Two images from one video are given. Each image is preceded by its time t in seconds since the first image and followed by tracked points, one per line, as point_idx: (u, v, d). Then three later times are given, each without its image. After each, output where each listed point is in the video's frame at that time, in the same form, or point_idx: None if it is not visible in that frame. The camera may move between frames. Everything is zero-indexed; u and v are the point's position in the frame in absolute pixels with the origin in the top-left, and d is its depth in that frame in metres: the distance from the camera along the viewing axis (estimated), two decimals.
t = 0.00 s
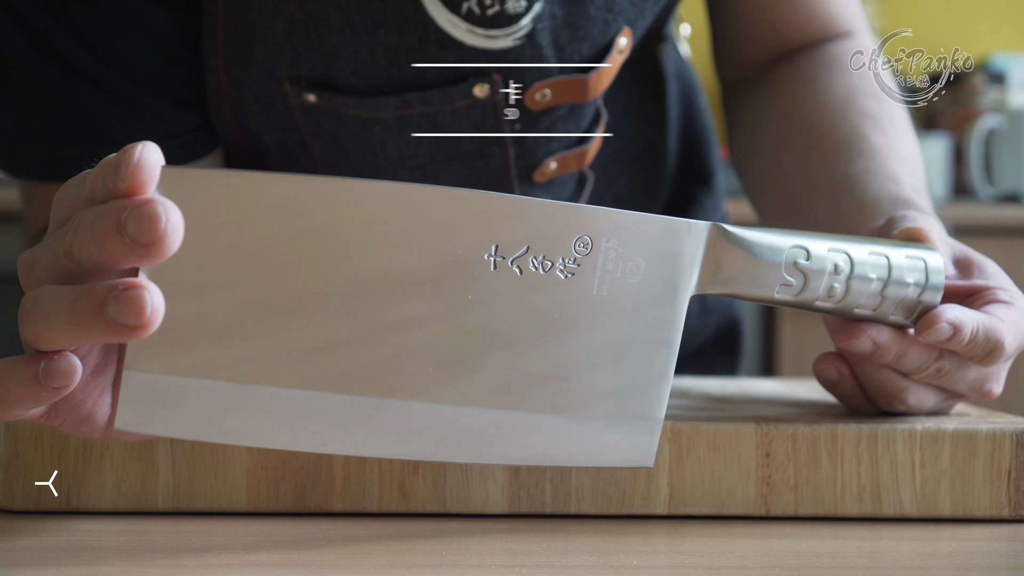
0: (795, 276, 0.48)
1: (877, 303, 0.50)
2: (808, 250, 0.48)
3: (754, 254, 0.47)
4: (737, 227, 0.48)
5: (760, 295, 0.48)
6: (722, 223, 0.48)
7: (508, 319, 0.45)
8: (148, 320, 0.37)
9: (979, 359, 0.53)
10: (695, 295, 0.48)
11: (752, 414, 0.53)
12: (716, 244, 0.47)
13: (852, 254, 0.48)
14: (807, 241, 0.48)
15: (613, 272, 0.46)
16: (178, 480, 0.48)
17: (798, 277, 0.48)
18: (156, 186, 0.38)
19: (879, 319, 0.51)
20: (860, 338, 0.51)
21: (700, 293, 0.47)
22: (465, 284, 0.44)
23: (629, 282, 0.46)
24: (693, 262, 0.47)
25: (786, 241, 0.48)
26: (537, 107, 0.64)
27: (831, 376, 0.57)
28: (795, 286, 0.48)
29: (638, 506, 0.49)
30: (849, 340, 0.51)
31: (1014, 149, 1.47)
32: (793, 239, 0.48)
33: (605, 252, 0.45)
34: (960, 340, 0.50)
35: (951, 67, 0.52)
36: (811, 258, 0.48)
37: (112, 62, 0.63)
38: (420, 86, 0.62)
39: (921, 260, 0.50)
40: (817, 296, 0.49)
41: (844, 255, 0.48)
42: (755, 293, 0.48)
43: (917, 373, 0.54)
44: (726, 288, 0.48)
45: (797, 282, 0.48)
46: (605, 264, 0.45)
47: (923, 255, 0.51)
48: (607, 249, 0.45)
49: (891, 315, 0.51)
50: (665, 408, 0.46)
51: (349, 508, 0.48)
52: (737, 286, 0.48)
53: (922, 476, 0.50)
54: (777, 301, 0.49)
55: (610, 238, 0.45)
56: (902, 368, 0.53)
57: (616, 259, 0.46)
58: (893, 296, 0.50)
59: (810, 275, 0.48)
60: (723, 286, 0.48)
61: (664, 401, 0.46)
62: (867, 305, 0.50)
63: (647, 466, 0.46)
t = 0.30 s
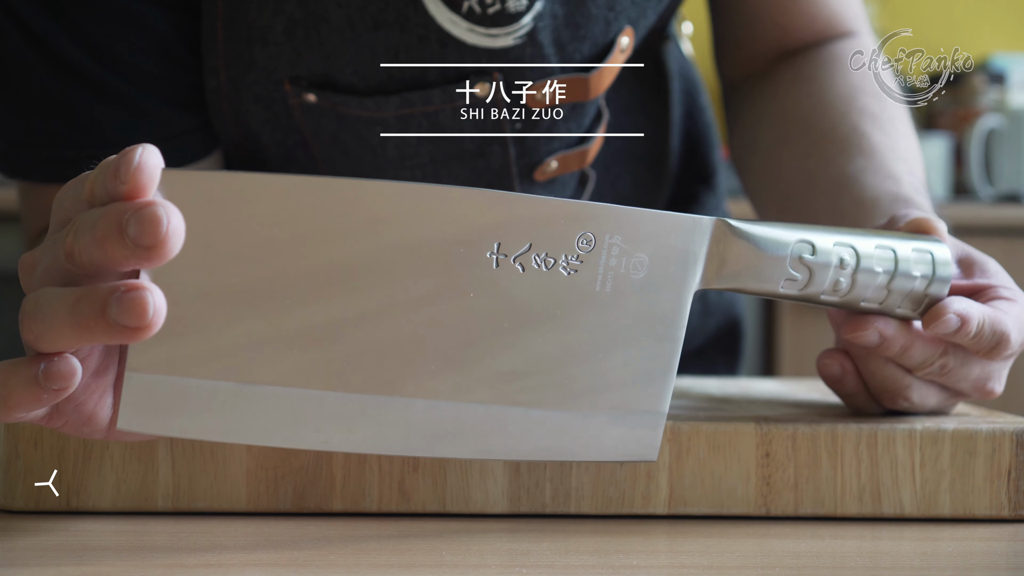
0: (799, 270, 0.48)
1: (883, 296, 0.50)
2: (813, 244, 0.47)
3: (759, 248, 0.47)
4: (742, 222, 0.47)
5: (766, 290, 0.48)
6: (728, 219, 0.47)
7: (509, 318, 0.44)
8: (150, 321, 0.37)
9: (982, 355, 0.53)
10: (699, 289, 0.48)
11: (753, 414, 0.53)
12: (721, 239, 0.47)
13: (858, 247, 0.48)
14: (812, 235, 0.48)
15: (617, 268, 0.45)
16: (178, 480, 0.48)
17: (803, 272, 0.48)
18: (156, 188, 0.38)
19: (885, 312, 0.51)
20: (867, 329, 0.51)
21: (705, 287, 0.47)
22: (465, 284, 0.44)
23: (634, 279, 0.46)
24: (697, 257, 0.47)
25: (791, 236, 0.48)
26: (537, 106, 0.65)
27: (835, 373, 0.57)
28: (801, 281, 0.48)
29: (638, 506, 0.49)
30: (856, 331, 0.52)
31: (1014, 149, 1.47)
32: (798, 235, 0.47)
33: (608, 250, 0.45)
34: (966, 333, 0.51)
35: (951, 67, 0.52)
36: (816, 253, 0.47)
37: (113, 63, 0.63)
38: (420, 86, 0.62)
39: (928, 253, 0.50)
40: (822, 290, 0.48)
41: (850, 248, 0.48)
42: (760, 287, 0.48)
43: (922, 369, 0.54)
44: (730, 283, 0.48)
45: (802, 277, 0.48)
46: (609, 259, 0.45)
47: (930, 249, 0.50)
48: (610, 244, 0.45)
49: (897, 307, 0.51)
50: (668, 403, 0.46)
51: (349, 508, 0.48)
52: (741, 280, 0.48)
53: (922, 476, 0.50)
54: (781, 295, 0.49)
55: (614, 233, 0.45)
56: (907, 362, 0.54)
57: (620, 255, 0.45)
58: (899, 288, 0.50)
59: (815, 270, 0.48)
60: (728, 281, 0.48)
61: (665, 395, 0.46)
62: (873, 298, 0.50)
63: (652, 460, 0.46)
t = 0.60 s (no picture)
0: (802, 266, 0.47)
1: (894, 291, 0.49)
2: (817, 239, 0.47)
3: (760, 243, 0.47)
4: (743, 217, 0.47)
5: (768, 288, 0.48)
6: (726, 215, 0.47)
7: (508, 318, 0.44)
8: (130, 325, 0.37)
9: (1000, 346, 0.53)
10: (699, 287, 0.47)
11: (752, 414, 0.53)
12: (719, 236, 0.47)
13: (863, 242, 0.48)
14: (816, 230, 0.47)
15: (609, 266, 0.45)
16: (178, 480, 0.48)
17: (806, 268, 0.47)
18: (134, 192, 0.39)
19: (899, 307, 0.51)
20: (882, 326, 0.51)
21: (705, 286, 0.47)
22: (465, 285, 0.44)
23: (627, 277, 0.46)
24: (695, 254, 0.47)
25: (794, 231, 0.47)
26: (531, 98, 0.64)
27: (853, 375, 0.55)
28: (804, 277, 0.47)
29: (638, 506, 0.49)
30: (872, 329, 0.51)
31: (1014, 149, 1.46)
32: (802, 230, 0.47)
33: (601, 246, 0.45)
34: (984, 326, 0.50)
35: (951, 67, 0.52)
36: (819, 248, 0.47)
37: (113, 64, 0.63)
38: (414, 78, 0.62)
39: (942, 247, 0.49)
40: (827, 286, 0.48)
41: (856, 243, 0.47)
42: (763, 284, 0.48)
43: (941, 364, 0.54)
44: (733, 279, 0.47)
45: (805, 273, 0.47)
46: (600, 258, 0.45)
47: (943, 242, 0.49)
48: (603, 242, 0.45)
49: (912, 303, 0.50)
50: (671, 403, 0.45)
51: (349, 508, 0.48)
52: (742, 277, 0.47)
53: (922, 475, 0.50)
54: (785, 291, 0.48)
55: (606, 232, 0.45)
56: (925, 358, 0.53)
57: (612, 253, 0.45)
58: (909, 282, 0.49)
59: (820, 265, 0.47)
60: (729, 278, 0.47)
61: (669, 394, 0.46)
62: (883, 294, 0.49)
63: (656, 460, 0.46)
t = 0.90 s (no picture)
0: (810, 274, 0.45)
1: (907, 300, 0.47)
2: (825, 246, 0.45)
3: (766, 248, 0.45)
4: (750, 223, 0.46)
5: (775, 295, 0.46)
6: (732, 219, 0.46)
7: (508, 319, 0.45)
8: (128, 315, 0.39)
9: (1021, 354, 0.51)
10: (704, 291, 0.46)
11: (753, 414, 0.53)
12: (725, 240, 0.46)
13: (874, 249, 0.45)
14: (825, 236, 0.45)
15: (611, 268, 0.45)
16: (179, 480, 0.48)
17: (814, 275, 0.45)
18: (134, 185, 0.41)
19: (912, 317, 0.49)
20: (893, 338, 0.50)
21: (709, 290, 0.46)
22: (464, 285, 0.44)
23: (627, 278, 0.45)
24: (702, 259, 0.46)
25: (803, 237, 0.45)
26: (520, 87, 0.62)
27: (866, 379, 0.54)
28: (812, 284, 0.46)
29: (638, 506, 0.49)
30: (884, 339, 0.50)
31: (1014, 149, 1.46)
32: (811, 236, 0.45)
33: (604, 248, 0.45)
34: (1002, 337, 0.49)
35: (949, 66, 0.54)
36: (827, 255, 0.45)
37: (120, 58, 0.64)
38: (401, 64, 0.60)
39: (957, 257, 0.47)
40: (835, 294, 0.46)
41: (866, 250, 0.45)
42: (770, 292, 0.46)
43: (959, 373, 0.52)
44: (738, 285, 0.46)
45: (812, 280, 0.45)
46: (603, 259, 0.45)
47: (959, 252, 0.47)
48: (605, 244, 0.45)
49: (925, 312, 0.48)
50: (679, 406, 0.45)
51: (349, 508, 0.48)
52: (747, 282, 0.46)
53: (922, 475, 0.50)
54: (793, 299, 0.47)
55: (608, 233, 0.45)
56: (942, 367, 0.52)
57: (614, 256, 0.45)
58: (923, 292, 0.47)
59: (828, 273, 0.45)
60: (735, 283, 0.46)
61: (671, 395, 0.45)
62: (894, 303, 0.47)
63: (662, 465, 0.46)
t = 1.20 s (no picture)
0: (818, 273, 0.44)
1: (921, 299, 0.46)
2: (834, 245, 0.44)
3: (774, 248, 0.45)
4: (757, 221, 0.45)
5: (781, 294, 0.45)
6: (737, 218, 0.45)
7: (508, 319, 0.45)
8: (129, 313, 0.40)
9: None
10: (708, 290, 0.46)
11: (753, 414, 0.53)
12: (732, 239, 0.45)
13: (886, 248, 0.44)
14: (834, 235, 0.44)
15: (614, 267, 0.45)
16: (179, 480, 0.48)
17: (822, 275, 0.44)
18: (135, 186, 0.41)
19: (928, 316, 0.47)
20: (912, 337, 0.48)
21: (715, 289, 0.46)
22: (465, 284, 0.44)
23: (629, 278, 0.45)
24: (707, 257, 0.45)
25: (810, 236, 0.45)
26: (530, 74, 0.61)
27: (886, 381, 0.53)
28: (820, 283, 0.45)
29: (638, 506, 0.49)
30: (902, 339, 0.48)
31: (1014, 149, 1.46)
32: (819, 235, 0.44)
33: (607, 249, 0.45)
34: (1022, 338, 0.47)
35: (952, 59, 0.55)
36: (836, 255, 0.44)
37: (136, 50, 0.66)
38: (410, 49, 0.60)
39: (975, 256, 0.45)
40: (845, 294, 0.45)
41: (877, 250, 0.44)
42: (775, 291, 0.46)
43: (981, 373, 0.51)
44: (742, 285, 0.46)
45: (821, 280, 0.44)
46: (605, 259, 0.45)
47: (977, 251, 0.45)
48: (607, 245, 0.45)
49: (941, 312, 0.47)
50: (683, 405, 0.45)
51: (349, 508, 0.48)
52: (754, 282, 0.46)
53: (922, 475, 0.50)
54: (802, 298, 0.46)
55: (610, 233, 0.45)
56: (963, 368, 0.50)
57: (617, 255, 0.45)
58: (938, 292, 0.45)
59: (836, 272, 0.44)
60: (738, 283, 0.46)
61: (673, 395, 0.45)
62: (908, 304, 0.46)
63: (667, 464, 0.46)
